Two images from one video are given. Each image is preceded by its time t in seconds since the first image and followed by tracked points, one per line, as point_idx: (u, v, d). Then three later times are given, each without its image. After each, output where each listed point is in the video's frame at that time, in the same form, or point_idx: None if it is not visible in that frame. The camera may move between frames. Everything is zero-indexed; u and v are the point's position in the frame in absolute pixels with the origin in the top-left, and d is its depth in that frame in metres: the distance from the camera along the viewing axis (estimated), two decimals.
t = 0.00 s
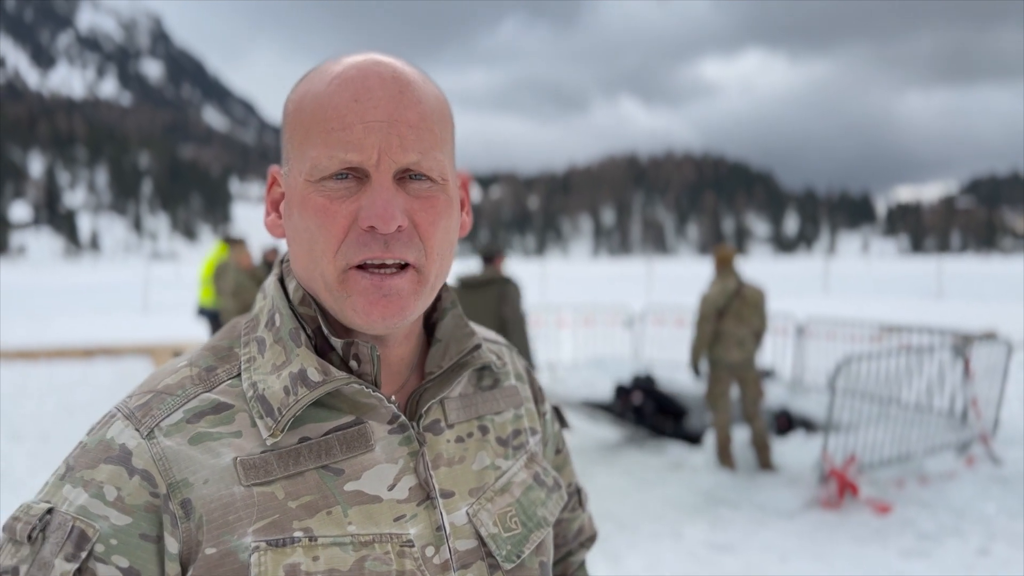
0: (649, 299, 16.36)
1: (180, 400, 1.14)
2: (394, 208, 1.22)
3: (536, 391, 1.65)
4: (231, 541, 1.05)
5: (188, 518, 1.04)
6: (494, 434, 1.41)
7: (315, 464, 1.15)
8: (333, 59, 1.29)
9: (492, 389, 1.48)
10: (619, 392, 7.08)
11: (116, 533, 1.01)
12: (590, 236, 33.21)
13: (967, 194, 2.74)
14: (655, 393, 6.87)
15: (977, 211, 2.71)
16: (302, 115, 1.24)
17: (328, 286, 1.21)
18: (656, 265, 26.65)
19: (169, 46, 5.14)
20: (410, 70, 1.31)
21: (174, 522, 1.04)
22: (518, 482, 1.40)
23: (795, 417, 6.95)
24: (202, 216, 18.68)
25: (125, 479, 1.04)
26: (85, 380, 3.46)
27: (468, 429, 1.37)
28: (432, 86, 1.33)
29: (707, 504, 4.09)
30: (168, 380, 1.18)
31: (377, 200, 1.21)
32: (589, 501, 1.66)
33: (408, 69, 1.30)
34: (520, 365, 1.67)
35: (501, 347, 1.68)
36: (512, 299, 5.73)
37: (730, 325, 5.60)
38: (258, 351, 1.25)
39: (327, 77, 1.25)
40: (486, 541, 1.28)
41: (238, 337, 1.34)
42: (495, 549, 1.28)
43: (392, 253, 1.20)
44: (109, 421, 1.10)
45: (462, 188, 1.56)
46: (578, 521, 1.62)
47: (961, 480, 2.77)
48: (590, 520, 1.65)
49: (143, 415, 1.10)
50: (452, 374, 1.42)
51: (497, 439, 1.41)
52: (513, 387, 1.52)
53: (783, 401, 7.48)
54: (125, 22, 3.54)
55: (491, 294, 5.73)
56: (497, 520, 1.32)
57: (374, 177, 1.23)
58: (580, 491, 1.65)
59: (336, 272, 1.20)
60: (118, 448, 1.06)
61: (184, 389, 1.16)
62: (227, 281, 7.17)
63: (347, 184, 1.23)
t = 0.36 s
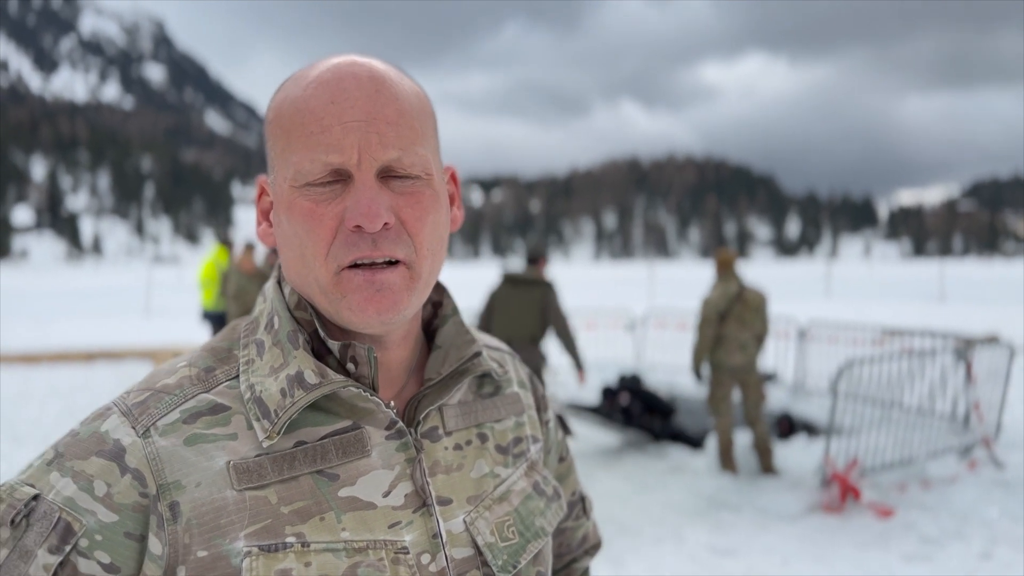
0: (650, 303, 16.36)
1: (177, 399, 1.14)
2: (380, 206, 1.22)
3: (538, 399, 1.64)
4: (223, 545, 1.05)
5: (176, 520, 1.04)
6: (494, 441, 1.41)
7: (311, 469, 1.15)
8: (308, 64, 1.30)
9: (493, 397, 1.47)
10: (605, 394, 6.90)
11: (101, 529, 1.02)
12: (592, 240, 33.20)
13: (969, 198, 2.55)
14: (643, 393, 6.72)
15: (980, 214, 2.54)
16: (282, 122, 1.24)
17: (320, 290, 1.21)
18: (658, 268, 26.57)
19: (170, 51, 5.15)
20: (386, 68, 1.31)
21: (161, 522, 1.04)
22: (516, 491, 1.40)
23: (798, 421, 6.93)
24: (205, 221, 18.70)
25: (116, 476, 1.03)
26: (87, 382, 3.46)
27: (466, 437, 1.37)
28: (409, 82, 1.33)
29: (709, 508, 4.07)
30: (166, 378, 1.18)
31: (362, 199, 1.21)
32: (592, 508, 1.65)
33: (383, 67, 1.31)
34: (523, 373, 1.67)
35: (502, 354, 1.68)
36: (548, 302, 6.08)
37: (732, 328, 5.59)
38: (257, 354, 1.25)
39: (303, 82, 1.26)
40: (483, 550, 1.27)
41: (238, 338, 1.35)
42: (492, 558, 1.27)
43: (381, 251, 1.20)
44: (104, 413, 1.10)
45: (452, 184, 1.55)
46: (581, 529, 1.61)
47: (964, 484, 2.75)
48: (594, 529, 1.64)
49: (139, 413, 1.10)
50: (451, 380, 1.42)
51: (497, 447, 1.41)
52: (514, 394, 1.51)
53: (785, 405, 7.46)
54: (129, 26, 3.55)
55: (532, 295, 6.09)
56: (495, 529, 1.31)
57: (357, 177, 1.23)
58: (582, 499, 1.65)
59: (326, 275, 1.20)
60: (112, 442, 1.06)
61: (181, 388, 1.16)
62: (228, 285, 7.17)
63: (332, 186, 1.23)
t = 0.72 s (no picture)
0: (652, 305, 16.35)
1: (170, 399, 1.14)
2: (376, 208, 1.22)
3: (537, 405, 1.64)
4: (213, 548, 1.05)
5: (163, 522, 1.03)
6: (491, 447, 1.41)
7: (304, 473, 1.14)
8: (303, 67, 1.30)
9: (490, 403, 1.47)
10: (577, 392, 6.87)
11: (89, 528, 1.02)
12: (594, 242, 33.21)
13: (970, 200, 2.57)
14: (615, 392, 6.76)
15: (981, 217, 2.55)
16: (277, 125, 1.24)
17: (316, 293, 1.21)
18: (659, 271, 26.54)
19: (171, 54, 5.15)
20: (381, 70, 1.32)
21: (148, 523, 1.04)
22: (513, 497, 1.39)
23: (800, 424, 6.92)
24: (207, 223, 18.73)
25: (107, 476, 1.04)
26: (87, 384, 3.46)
27: (462, 443, 1.37)
28: (404, 84, 1.33)
29: (710, 511, 4.06)
30: (161, 378, 1.18)
31: (358, 201, 1.21)
32: (591, 514, 1.65)
33: (378, 69, 1.31)
34: (522, 379, 1.66)
35: (501, 360, 1.68)
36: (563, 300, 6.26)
37: (732, 331, 5.59)
38: (252, 355, 1.25)
39: (298, 85, 1.26)
40: (477, 557, 1.27)
41: (234, 340, 1.35)
42: (486, 565, 1.27)
43: (377, 253, 1.20)
44: (97, 410, 1.11)
45: (449, 186, 1.55)
46: (580, 535, 1.61)
47: (965, 487, 2.74)
48: (593, 535, 1.64)
49: (131, 411, 1.11)
50: (448, 385, 1.41)
51: (493, 453, 1.40)
52: (511, 400, 1.51)
53: (786, 408, 7.46)
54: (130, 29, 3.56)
55: (547, 295, 6.23)
56: (489, 535, 1.31)
57: (353, 179, 1.23)
58: (582, 505, 1.65)
59: (323, 278, 1.20)
60: (103, 440, 1.06)
61: (175, 388, 1.16)
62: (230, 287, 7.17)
63: (328, 188, 1.23)
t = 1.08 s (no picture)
0: (652, 307, 16.36)
1: (166, 402, 1.14)
2: (377, 206, 1.22)
3: (537, 408, 1.64)
4: (210, 549, 1.05)
5: (163, 523, 1.04)
6: (489, 449, 1.41)
7: (301, 474, 1.15)
8: (305, 64, 1.30)
9: (488, 405, 1.47)
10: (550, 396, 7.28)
11: (99, 533, 1.02)
12: (595, 243, 33.22)
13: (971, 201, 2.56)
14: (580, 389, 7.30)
15: (981, 218, 2.53)
16: (279, 122, 1.24)
17: (316, 290, 1.21)
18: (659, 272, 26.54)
19: (170, 55, 5.15)
20: (383, 69, 1.32)
21: (148, 525, 1.04)
22: (512, 499, 1.39)
23: (801, 425, 6.92)
24: (208, 224, 18.75)
25: (109, 480, 1.04)
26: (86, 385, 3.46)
27: (461, 444, 1.37)
28: (406, 83, 1.34)
29: (711, 513, 4.05)
30: (156, 380, 1.19)
31: (359, 199, 1.22)
32: (592, 517, 1.65)
33: (380, 68, 1.31)
34: (522, 381, 1.67)
35: (501, 362, 1.68)
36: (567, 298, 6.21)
37: (732, 332, 5.58)
38: (249, 357, 1.25)
39: (299, 81, 1.26)
40: (476, 559, 1.27)
41: (231, 342, 1.35)
42: (484, 567, 1.27)
43: (378, 251, 1.20)
44: (94, 414, 1.11)
45: (449, 185, 1.56)
46: (581, 538, 1.61)
47: (966, 488, 2.73)
48: (594, 537, 1.64)
49: (127, 413, 1.11)
50: (446, 387, 1.41)
51: (492, 455, 1.40)
52: (511, 402, 1.51)
53: (787, 409, 7.45)
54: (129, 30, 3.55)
55: (552, 295, 6.20)
56: (488, 537, 1.31)
57: (354, 178, 1.23)
58: (582, 508, 1.65)
59: (323, 275, 1.20)
60: (101, 444, 1.07)
61: (171, 391, 1.16)
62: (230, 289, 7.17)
63: (329, 186, 1.23)
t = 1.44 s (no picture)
0: (653, 307, 16.37)
1: (170, 400, 1.15)
2: (380, 203, 1.22)
3: (539, 408, 1.65)
4: (214, 547, 1.05)
5: (167, 521, 1.04)
6: (492, 449, 1.41)
7: (304, 473, 1.15)
8: (309, 61, 1.31)
9: (491, 404, 1.48)
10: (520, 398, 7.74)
11: (105, 531, 1.03)
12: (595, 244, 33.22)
13: (971, 201, 2.53)
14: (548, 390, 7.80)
15: (982, 219, 2.50)
16: (283, 119, 1.24)
17: (319, 288, 1.21)
18: (658, 273, 26.52)
19: (170, 55, 5.15)
20: (387, 67, 1.32)
21: (153, 523, 1.04)
22: (514, 499, 1.39)
23: (801, 426, 6.92)
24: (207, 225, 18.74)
25: (115, 479, 1.05)
26: (88, 387, 3.45)
27: (463, 444, 1.37)
28: (410, 81, 1.34)
29: (711, 513, 4.05)
30: (159, 378, 1.19)
31: (363, 195, 1.22)
32: (594, 517, 1.65)
33: (384, 66, 1.32)
34: (524, 381, 1.67)
35: (503, 362, 1.68)
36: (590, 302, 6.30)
37: (731, 332, 5.59)
38: (253, 355, 1.26)
39: (303, 79, 1.26)
40: (478, 558, 1.27)
41: (234, 340, 1.35)
42: (487, 567, 1.27)
43: (381, 248, 1.20)
44: (97, 413, 1.11)
45: (451, 184, 1.56)
46: (583, 538, 1.61)
47: (967, 488, 2.72)
48: (596, 537, 1.64)
49: (131, 411, 1.11)
50: (449, 386, 1.42)
51: (494, 454, 1.41)
52: (514, 401, 1.52)
53: (787, 410, 7.45)
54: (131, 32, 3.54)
55: (577, 297, 6.26)
56: (491, 537, 1.31)
57: (358, 174, 1.23)
58: (584, 508, 1.65)
59: (326, 272, 1.20)
60: (106, 442, 1.07)
61: (175, 389, 1.17)
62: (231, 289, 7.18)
63: (332, 182, 1.23)
